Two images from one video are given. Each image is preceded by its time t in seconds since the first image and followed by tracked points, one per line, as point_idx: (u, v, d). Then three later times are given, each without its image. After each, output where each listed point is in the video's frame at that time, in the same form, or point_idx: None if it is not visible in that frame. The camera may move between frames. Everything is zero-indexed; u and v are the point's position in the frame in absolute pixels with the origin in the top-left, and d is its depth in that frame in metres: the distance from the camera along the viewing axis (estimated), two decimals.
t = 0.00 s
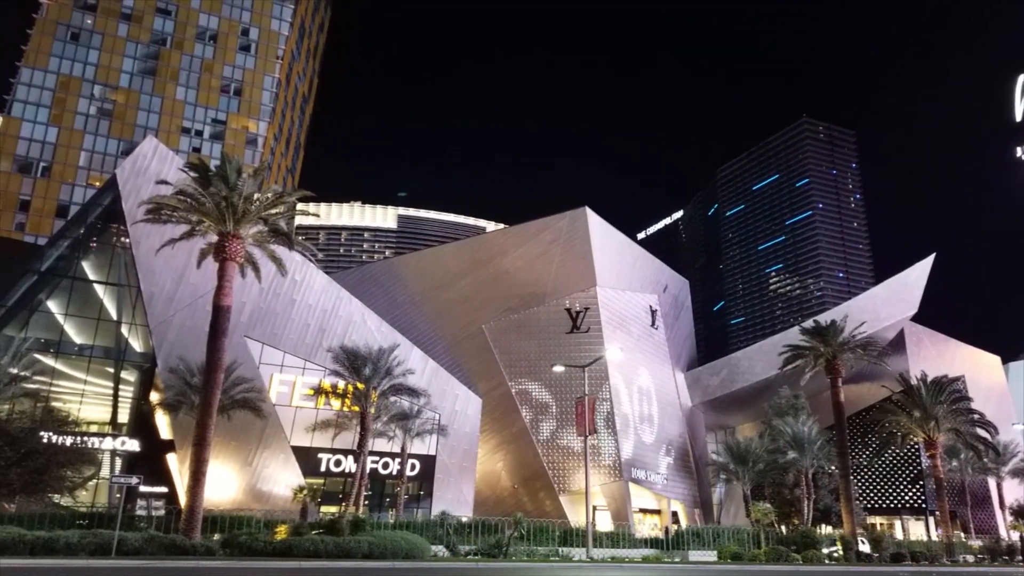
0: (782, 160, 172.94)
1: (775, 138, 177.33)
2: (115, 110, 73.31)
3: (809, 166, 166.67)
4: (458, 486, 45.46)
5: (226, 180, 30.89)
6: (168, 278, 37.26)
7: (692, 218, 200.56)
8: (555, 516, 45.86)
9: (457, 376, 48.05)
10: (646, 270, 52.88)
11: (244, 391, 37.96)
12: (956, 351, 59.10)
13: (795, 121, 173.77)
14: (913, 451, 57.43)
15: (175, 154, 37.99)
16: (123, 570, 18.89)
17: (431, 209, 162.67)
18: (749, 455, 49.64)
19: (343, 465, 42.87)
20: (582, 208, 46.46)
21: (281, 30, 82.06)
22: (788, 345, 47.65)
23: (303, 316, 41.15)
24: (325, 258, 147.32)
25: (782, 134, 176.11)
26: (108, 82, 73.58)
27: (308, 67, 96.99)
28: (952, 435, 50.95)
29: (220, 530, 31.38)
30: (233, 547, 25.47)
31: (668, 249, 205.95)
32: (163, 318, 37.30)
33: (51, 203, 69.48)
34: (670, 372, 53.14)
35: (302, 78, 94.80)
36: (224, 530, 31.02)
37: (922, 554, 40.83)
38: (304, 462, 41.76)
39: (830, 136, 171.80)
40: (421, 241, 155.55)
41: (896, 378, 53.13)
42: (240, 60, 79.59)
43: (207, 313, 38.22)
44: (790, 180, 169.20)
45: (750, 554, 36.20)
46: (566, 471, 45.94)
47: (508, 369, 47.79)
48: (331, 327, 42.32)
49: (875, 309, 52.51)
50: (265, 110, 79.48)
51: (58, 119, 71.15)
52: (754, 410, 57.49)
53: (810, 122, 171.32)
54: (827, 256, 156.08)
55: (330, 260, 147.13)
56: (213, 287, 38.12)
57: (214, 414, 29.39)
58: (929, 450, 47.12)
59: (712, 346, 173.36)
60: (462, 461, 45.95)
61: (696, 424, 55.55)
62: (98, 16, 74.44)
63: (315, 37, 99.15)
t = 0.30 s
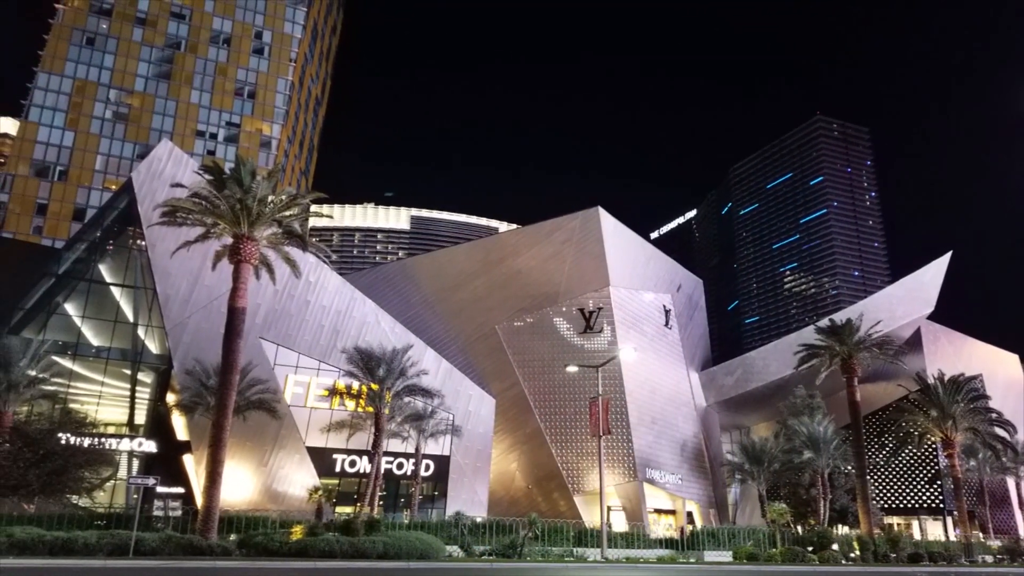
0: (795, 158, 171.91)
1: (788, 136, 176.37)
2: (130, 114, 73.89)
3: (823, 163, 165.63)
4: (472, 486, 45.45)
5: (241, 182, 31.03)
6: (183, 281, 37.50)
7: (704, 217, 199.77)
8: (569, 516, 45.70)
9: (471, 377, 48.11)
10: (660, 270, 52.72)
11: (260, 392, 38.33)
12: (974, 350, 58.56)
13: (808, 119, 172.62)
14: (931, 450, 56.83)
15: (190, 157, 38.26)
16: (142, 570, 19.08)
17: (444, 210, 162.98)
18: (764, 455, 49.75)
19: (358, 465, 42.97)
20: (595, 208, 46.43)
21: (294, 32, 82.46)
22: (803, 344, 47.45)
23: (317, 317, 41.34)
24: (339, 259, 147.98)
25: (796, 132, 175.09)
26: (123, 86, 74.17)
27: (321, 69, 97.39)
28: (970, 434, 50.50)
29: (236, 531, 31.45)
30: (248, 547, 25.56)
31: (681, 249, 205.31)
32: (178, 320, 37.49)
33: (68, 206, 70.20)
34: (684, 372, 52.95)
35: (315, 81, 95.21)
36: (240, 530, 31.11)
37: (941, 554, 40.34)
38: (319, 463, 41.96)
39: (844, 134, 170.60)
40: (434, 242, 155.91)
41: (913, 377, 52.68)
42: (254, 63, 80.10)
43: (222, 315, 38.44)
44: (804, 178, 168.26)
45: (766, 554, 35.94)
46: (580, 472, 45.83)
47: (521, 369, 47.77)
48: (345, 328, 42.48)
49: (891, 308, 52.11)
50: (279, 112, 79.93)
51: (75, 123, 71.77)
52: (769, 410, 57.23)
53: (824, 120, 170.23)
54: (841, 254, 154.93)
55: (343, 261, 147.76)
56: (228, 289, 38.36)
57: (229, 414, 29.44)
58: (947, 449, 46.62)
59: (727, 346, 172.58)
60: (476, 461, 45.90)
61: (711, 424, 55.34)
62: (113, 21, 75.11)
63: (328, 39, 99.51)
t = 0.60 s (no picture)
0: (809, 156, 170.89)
1: (802, 134, 175.37)
2: (145, 117, 74.44)
3: (837, 161, 164.51)
4: (486, 486, 45.51)
5: (256, 184, 31.15)
6: (199, 283, 37.70)
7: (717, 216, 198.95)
8: (584, 517, 45.63)
9: (485, 377, 48.14)
10: (673, 269, 52.55)
11: (275, 392, 38.53)
12: (992, 348, 57.95)
13: (822, 116, 171.53)
14: (949, 450, 56.30)
15: (204, 160, 38.51)
16: (163, 570, 19.30)
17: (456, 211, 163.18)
18: (780, 455, 49.05)
19: (373, 466, 43.16)
20: (607, 208, 46.38)
21: (306, 35, 82.85)
22: (818, 344, 47.22)
23: (331, 318, 41.52)
24: (352, 261, 148.53)
25: (809, 130, 174.06)
26: (138, 90, 74.70)
27: (334, 72, 97.78)
28: (988, 433, 50.03)
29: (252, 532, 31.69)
30: (264, 547, 25.68)
31: (694, 248, 204.62)
32: (194, 322, 37.74)
33: (85, 210, 70.88)
34: (698, 372, 52.77)
35: (328, 83, 95.60)
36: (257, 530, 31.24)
37: (959, 554, 39.92)
38: (333, 463, 42.04)
39: (859, 131, 169.31)
40: (447, 243, 156.16)
41: (930, 376, 52.20)
42: (267, 66, 80.55)
43: (237, 317, 38.66)
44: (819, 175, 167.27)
45: (782, 555, 35.67)
46: (594, 472, 45.77)
47: (535, 369, 47.72)
48: (359, 330, 42.66)
49: (907, 306, 51.77)
50: (292, 115, 80.36)
51: (91, 127, 72.36)
52: (784, 409, 56.91)
53: (838, 117, 169.06)
54: (856, 253, 153.68)
55: (356, 263, 148.28)
56: (243, 291, 38.56)
57: (245, 414, 29.58)
58: (964, 448, 46.11)
59: (741, 345, 171.79)
60: (491, 461, 45.99)
61: (726, 424, 55.12)
62: (128, 25, 75.66)
63: (340, 41, 99.92)
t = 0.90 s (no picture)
0: (824, 154, 169.86)
1: (816, 132, 174.40)
2: (160, 121, 74.99)
3: (852, 159, 163.40)
4: (500, 487, 45.48)
5: (270, 186, 31.29)
6: (214, 284, 37.96)
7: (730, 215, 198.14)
8: (598, 517, 45.70)
9: (499, 377, 48.19)
10: (686, 268, 52.39)
11: (290, 394, 38.83)
12: (1010, 346, 57.27)
13: (836, 114, 170.35)
14: (966, 450, 55.74)
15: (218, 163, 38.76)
16: (184, 570, 19.49)
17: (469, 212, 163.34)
18: (796, 454, 48.65)
19: (387, 466, 43.21)
20: (620, 208, 46.31)
21: (319, 37, 83.24)
22: (834, 343, 46.96)
23: (345, 319, 41.72)
24: (366, 262, 148.97)
25: (823, 128, 173.01)
26: (153, 94, 75.28)
27: (346, 74, 98.16)
28: (1006, 432, 49.55)
29: (268, 531, 32.04)
30: (280, 548, 25.73)
31: (706, 247, 203.88)
32: (209, 324, 38.01)
33: (101, 213, 71.56)
34: (713, 372, 52.58)
35: (340, 85, 96.01)
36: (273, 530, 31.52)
37: (978, 555, 39.46)
38: (348, 464, 42.08)
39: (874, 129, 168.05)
40: (459, 244, 156.35)
41: (947, 375, 51.70)
42: (280, 69, 80.96)
43: (252, 318, 38.87)
44: (833, 173, 166.23)
45: (797, 556, 35.45)
46: (608, 472, 45.83)
47: (548, 369, 47.71)
48: (373, 330, 42.85)
49: (923, 305, 51.38)
50: (306, 117, 80.79)
51: (106, 130, 72.99)
52: (799, 409, 56.61)
53: (852, 115, 167.85)
54: (872, 251, 152.39)
55: (370, 264, 148.76)
56: (257, 292, 38.75)
57: (260, 415, 29.63)
58: (982, 447, 45.54)
59: (755, 344, 170.96)
60: (505, 462, 46.05)
61: (740, 424, 54.89)
62: (142, 30, 76.24)
63: (353, 43, 100.28)
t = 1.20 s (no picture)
0: (838, 152, 168.75)
1: (829, 131, 173.36)
2: (175, 124, 75.50)
3: (866, 157, 162.24)
4: (515, 487, 45.42)
5: (284, 189, 31.44)
6: (228, 286, 38.10)
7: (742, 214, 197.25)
8: (612, 518, 45.68)
9: (512, 378, 48.20)
10: (700, 267, 52.13)
11: (304, 395, 38.83)
12: None
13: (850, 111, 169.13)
14: (984, 450, 55.17)
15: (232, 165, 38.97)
16: (202, 570, 19.59)
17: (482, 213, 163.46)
18: (811, 454, 48.34)
19: (401, 466, 43.35)
20: (632, 207, 46.16)
21: (331, 40, 83.58)
22: (849, 343, 46.63)
23: (359, 321, 41.83)
24: (379, 263, 149.54)
25: (837, 126, 171.87)
26: (168, 98, 75.81)
27: (359, 76, 98.42)
28: None
29: (283, 532, 32.09)
30: (295, 548, 25.79)
31: (719, 246, 203.11)
32: (224, 325, 38.25)
33: (117, 215, 72.13)
34: (727, 372, 52.35)
35: (353, 87, 96.36)
36: (288, 531, 31.73)
37: (997, 556, 39.00)
38: (362, 464, 42.31)
39: (888, 126, 166.82)
40: (472, 245, 156.53)
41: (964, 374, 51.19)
42: (293, 71, 81.31)
43: (267, 320, 39.09)
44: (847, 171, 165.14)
45: (813, 556, 35.21)
46: (623, 473, 45.64)
47: (561, 370, 47.80)
48: (386, 331, 42.96)
49: (940, 303, 50.91)
50: (318, 119, 81.17)
51: (122, 134, 73.54)
52: (815, 409, 56.27)
53: (867, 112, 166.62)
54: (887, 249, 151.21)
55: (383, 265, 149.30)
56: (272, 294, 38.92)
57: (274, 415, 29.77)
58: (1000, 447, 45.08)
59: (769, 343, 170.14)
60: (518, 462, 46.07)
61: (756, 424, 54.65)
62: (157, 34, 76.82)
63: (365, 45, 100.60)
